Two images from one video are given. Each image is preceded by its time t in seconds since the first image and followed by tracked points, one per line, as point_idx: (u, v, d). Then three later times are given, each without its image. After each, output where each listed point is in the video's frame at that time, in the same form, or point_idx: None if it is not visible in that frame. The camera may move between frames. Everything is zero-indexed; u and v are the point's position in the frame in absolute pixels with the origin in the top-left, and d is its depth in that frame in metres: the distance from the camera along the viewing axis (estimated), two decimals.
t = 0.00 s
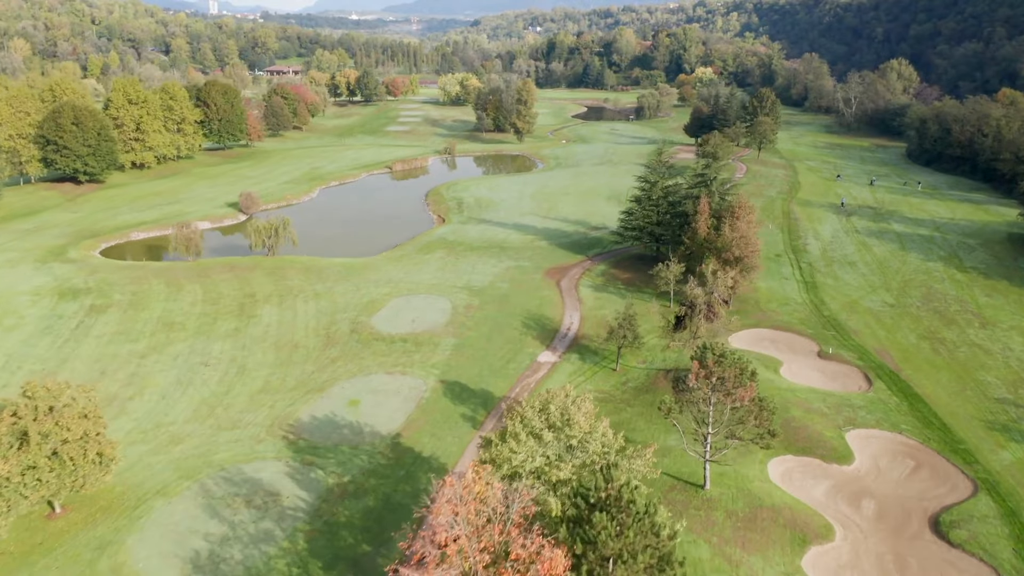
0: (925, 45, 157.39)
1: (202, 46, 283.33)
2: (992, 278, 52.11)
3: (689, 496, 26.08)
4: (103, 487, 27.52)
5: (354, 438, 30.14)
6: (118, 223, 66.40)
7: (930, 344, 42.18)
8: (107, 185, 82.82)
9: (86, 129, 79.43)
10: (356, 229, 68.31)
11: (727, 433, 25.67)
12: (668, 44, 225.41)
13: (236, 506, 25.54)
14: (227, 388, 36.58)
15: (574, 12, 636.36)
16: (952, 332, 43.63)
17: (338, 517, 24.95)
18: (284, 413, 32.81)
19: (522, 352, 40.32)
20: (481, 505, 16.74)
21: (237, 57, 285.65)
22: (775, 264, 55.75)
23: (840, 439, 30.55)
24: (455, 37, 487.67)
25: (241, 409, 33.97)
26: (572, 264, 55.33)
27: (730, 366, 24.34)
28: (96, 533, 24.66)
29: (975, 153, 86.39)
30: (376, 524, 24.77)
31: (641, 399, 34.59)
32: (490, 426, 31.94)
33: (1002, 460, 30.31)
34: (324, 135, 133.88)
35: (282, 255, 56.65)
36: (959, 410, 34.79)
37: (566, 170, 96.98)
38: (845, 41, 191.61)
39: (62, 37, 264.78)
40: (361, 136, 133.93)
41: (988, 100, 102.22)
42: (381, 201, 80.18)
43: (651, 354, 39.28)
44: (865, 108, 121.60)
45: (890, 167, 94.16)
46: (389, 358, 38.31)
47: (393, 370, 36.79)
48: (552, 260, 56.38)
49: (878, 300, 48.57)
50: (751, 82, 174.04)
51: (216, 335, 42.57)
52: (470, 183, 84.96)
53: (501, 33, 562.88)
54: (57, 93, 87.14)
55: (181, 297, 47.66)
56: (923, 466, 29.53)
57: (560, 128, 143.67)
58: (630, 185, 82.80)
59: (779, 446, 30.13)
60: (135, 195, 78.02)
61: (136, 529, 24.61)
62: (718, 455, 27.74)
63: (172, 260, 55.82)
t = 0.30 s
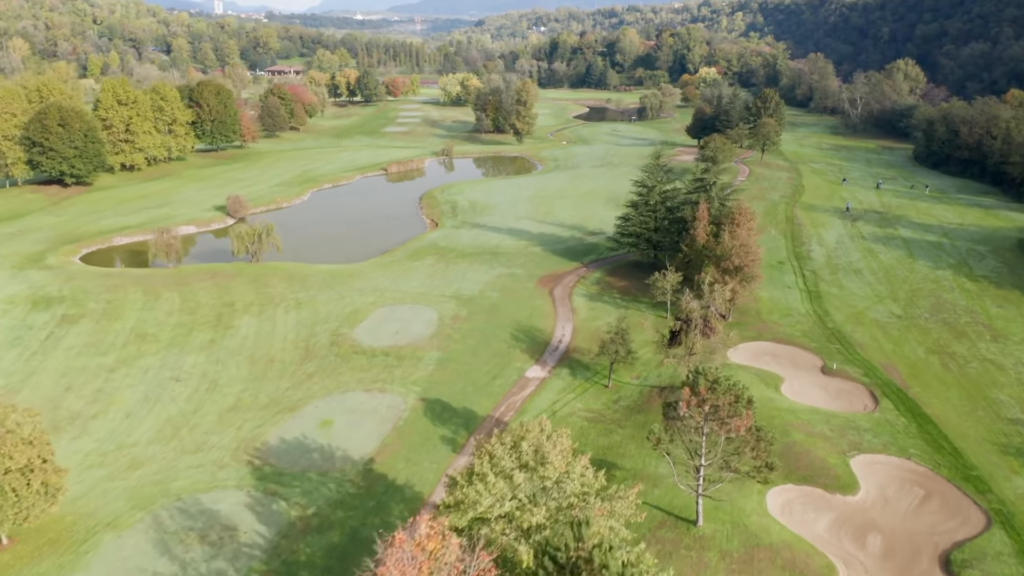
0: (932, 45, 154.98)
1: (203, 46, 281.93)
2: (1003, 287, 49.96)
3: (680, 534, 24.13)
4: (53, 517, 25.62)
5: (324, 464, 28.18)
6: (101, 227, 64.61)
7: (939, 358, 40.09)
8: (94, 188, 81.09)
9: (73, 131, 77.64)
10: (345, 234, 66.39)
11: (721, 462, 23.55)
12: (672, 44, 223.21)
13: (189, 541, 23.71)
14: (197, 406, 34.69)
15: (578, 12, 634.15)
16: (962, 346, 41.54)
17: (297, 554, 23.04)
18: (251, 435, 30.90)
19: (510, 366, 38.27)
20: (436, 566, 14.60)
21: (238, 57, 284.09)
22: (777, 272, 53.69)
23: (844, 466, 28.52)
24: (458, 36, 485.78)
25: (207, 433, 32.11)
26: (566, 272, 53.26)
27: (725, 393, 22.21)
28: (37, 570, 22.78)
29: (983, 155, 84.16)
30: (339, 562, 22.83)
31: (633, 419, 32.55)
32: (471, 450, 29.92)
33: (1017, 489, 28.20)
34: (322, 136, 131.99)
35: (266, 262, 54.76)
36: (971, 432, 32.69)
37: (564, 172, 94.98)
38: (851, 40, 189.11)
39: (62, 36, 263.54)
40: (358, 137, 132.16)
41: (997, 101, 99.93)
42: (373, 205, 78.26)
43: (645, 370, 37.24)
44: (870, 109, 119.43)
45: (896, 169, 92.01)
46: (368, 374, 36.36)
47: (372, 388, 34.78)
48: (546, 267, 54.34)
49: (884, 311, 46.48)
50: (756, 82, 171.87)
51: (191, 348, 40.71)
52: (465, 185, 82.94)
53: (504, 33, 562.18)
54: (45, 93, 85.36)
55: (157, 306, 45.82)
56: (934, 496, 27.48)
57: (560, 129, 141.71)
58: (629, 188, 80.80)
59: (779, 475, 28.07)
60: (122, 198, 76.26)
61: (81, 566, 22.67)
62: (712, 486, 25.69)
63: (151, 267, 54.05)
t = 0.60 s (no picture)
0: (939, 45, 152.31)
1: (204, 45, 280.43)
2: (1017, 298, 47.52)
3: None
4: None
5: (283, 498, 26.08)
6: (81, 232, 62.60)
7: (950, 377, 37.69)
8: (79, 191, 79.15)
9: (56, 132, 75.67)
10: (333, 239, 64.23)
11: (712, 504, 21.23)
12: (676, 44, 220.65)
13: None
14: (157, 429, 32.56)
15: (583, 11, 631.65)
16: (974, 363, 39.14)
17: None
18: (208, 463, 28.77)
19: (493, 385, 36.01)
20: None
21: (239, 56, 282.45)
22: (780, 281, 51.32)
23: (847, 501, 26.21)
24: (462, 36, 483.71)
25: (164, 460, 29.97)
26: (558, 281, 50.90)
27: (717, 430, 19.97)
28: None
29: (994, 157, 81.63)
30: None
31: (622, 444, 30.24)
32: (445, 481, 27.64)
33: None
34: (318, 137, 129.97)
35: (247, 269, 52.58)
36: (986, 460, 30.29)
37: (562, 174, 92.72)
38: (857, 40, 186.33)
39: (63, 36, 262.27)
40: (356, 138, 130.15)
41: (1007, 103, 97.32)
42: (364, 208, 76.10)
43: (637, 390, 34.94)
44: (877, 109, 116.92)
45: (904, 172, 89.57)
46: (341, 393, 34.15)
47: (343, 410, 32.55)
48: (538, 276, 52.01)
49: (891, 324, 44.10)
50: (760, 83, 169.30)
51: (158, 363, 38.64)
52: (459, 188, 80.70)
53: (509, 33, 560.05)
54: (29, 94, 83.39)
55: (127, 318, 43.75)
56: (945, 534, 25.14)
57: (561, 130, 139.48)
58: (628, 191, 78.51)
59: (776, 511, 25.77)
60: (107, 201, 74.30)
61: None
62: (703, 531, 23.56)
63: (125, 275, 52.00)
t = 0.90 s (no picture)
0: (946, 45, 150.02)
1: (205, 45, 279.19)
2: None
3: None
4: None
5: (241, 531, 24.40)
6: (62, 236, 60.95)
7: (961, 394, 35.65)
8: (65, 193, 77.55)
9: (41, 133, 74.05)
10: (321, 245, 62.33)
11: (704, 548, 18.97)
12: (680, 43, 218.45)
13: None
14: (117, 450, 30.77)
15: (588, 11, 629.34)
16: (987, 379, 37.12)
17: None
18: (165, 491, 27.00)
19: (477, 402, 34.11)
20: None
21: (240, 56, 281.04)
22: (782, 289, 49.33)
23: (851, 537, 24.21)
24: (466, 36, 481.88)
25: (121, 485, 28.14)
26: (551, 289, 48.97)
27: (707, 466, 17.84)
28: None
29: (1003, 160, 79.47)
30: None
31: (610, 470, 28.28)
32: (418, 512, 25.71)
33: None
34: (315, 138, 128.16)
35: (228, 276, 50.73)
36: (999, 486, 28.28)
37: (560, 177, 90.76)
38: (863, 40, 184.12)
39: (64, 35, 261.21)
40: (352, 138, 128.34)
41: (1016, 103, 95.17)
42: (355, 211, 74.20)
43: (629, 409, 32.99)
44: (883, 110, 114.81)
45: (910, 174, 87.51)
46: (314, 412, 32.30)
47: (314, 431, 30.69)
48: (530, 284, 50.07)
49: (898, 336, 42.11)
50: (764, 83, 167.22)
51: (127, 377, 36.89)
52: (454, 191, 78.83)
53: (513, 32, 557.98)
54: (16, 95, 81.83)
55: (99, 328, 42.07)
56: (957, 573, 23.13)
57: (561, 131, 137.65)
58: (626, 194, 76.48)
59: (774, 548, 23.81)
60: (93, 203, 72.69)
61: None
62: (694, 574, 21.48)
63: (102, 282, 50.34)
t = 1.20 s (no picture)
0: (954, 44, 147.37)
1: (207, 44, 277.30)
2: None
3: None
4: None
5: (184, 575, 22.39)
6: (40, 241, 59.00)
7: (974, 416, 33.31)
8: (50, 196, 75.64)
9: (23, 134, 72.10)
10: (306, 250, 60.23)
11: None
12: (684, 43, 215.82)
13: None
14: (67, 477, 28.69)
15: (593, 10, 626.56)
16: (1001, 399, 34.77)
17: None
18: (110, 526, 25.00)
19: (455, 423, 31.89)
20: None
21: (242, 55, 279.16)
22: (784, 300, 47.03)
23: None
24: (469, 35, 479.48)
25: (65, 518, 26.02)
26: (542, 299, 46.71)
27: (690, 523, 15.86)
28: None
29: (1014, 162, 76.97)
30: None
31: (593, 504, 26.05)
32: (382, 553, 23.61)
33: None
34: (312, 138, 126.09)
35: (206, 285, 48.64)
36: (1016, 522, 25.93)
37: (557, 179, 88.48)
38: (869, 39, 181.48)
39: (65, 34, 259.53)
40: (349, 139, 126.26)
41: None
42: (345, 215, 72.08)
43: (617, 434, 30.77)
44: (890, 111, 112.31)
45: (918, 176, 85.06)
46: (279, 437, 30.16)
47: (277, 458, 28.63)
48: (520, 293, 47.83)
49: (907, 352, 39.78)
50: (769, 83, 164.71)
51: (86, 394, 34.81)
52: (448, 194, 76.63)
53: (518, 32, 555.50)
54: None
55: (64, 340, 40.05)
56: None
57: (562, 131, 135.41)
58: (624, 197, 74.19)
59: None
60: (75, 206, 70.75)
61: None
62: None
63: (74, 290, 48.36)
